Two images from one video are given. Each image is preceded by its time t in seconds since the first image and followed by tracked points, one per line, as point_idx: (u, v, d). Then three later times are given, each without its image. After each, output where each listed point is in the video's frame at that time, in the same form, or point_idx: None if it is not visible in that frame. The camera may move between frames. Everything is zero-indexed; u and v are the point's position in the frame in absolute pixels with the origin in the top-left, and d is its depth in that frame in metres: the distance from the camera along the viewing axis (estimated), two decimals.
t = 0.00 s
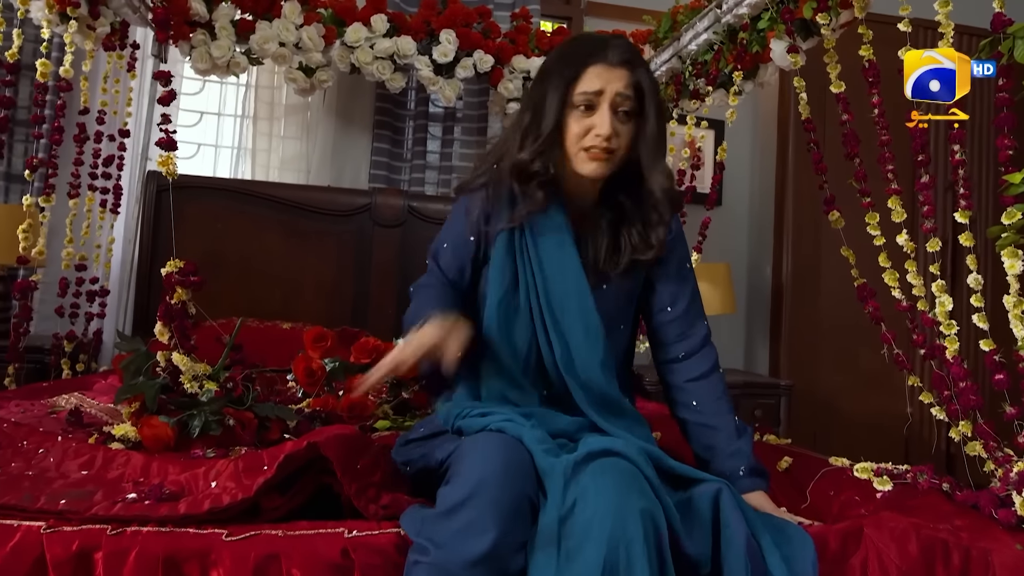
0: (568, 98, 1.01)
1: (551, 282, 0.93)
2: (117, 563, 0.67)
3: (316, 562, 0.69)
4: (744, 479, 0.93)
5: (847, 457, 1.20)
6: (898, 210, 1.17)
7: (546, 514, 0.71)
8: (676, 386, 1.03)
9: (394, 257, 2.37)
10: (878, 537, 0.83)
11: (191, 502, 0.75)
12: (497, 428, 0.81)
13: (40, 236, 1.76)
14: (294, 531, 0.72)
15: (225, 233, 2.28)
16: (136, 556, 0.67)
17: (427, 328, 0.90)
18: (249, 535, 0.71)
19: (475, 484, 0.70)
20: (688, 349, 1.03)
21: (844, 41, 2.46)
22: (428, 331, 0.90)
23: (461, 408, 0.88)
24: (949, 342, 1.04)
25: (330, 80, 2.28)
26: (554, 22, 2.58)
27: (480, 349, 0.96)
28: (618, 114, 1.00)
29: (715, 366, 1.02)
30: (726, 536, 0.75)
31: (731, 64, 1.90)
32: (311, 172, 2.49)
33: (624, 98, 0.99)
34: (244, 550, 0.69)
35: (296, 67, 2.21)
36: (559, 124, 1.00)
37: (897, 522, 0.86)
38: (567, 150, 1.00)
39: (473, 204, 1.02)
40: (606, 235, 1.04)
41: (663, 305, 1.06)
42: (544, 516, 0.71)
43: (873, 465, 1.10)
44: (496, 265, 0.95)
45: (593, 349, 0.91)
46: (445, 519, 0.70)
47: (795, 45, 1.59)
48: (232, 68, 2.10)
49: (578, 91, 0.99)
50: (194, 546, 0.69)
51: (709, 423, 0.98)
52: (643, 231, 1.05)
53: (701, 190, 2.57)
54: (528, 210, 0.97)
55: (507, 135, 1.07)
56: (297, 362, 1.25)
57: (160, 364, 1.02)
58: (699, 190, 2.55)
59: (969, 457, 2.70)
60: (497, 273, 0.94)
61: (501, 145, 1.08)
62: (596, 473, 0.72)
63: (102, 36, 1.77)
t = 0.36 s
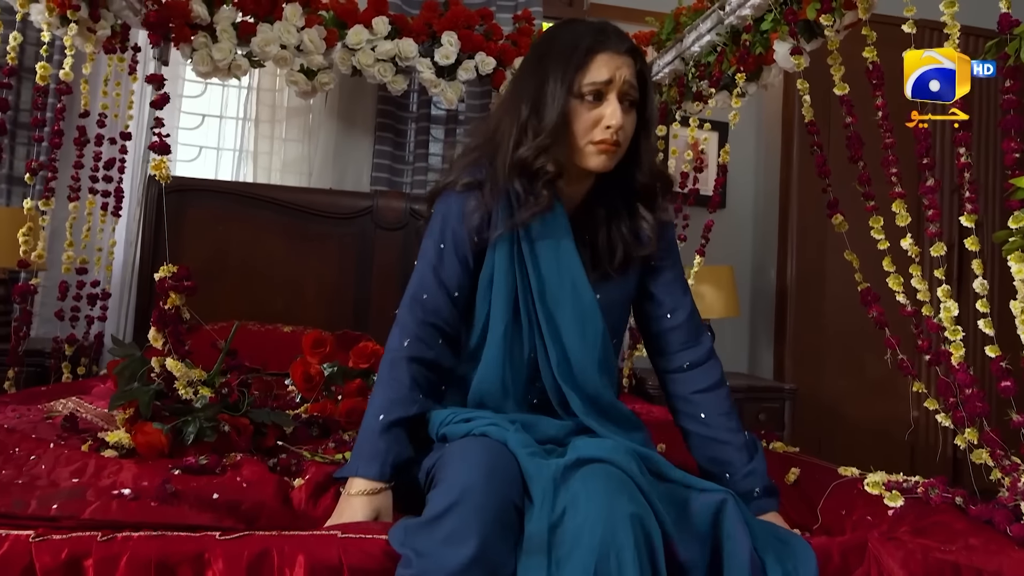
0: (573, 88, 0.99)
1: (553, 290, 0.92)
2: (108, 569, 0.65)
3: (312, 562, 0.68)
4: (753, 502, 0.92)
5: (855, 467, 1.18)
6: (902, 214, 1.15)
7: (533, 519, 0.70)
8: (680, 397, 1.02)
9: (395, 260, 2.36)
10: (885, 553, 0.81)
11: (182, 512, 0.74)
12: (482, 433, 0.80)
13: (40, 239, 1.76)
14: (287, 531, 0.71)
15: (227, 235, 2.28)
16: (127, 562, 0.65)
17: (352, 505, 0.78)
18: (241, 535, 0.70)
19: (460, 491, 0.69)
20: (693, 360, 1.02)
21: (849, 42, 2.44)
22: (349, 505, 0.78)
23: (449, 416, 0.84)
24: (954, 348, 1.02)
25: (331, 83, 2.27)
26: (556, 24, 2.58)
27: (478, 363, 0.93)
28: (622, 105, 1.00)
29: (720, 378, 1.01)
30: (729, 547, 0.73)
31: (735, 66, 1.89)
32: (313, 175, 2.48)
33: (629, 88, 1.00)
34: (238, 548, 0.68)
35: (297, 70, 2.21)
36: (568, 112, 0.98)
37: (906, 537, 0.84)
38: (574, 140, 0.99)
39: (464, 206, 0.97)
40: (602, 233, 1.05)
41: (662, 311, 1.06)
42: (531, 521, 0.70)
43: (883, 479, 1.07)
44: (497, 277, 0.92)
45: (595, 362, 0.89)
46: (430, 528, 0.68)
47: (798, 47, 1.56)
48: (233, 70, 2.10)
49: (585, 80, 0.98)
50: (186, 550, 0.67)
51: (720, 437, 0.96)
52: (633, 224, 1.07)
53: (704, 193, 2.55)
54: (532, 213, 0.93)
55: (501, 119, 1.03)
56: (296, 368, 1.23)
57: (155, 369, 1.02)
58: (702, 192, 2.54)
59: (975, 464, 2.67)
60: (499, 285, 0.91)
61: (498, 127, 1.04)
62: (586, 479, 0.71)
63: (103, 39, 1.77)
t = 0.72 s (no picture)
0: (554, 83, 0.97)
1: (549, 295, 0.90)
2: None
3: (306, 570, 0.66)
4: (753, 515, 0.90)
5: (861, 478, 1.16)
6: (908, 220, 1.13)
7: (535, 537, 0.69)
8: (686, 402, 1.00)
9: (397, 263, 2.35)
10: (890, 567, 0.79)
11: (175, 525, 0.73)
12: (483, 447, 0.78)
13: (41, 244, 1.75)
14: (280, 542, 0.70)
15: (229, 240, 2.27)
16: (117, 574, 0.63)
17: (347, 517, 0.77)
18: (233, 546, 0.68)
19: (465, 508, 0.67)
20: (698, 364, 1.01)
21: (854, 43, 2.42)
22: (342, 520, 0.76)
23: (448, 429, 0.83)
24: (961, 357, 1.00)
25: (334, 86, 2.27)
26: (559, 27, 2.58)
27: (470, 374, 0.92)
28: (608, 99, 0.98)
29: (728, 383, 1.00)
30: (729, 559, 0.71)
31: (738, 69, 1.88)
32: (315, 178, 2.48)
33: (615, 80, 0.98)
34: (231, 557, 0.67)
35: (299, 73, 2.20)
36: (550, 108, 0.96)
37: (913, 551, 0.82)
38: (559, 138, 0.97)
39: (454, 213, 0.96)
40: (598, 236, 1.04)
41: (664, 316, 1.05)
42: (534, 540, 0.69)
43: (889, 489, 1.05)
44: (486, 281, 0.92)
45: (595, 366, 0.87)
46: (434, 544, 0.66)
47: (802, 50, 1.54)
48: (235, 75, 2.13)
49: (568, 74, 0.97)
50: (178, 560, 0.65)
51: (728, 443, 0.95)
52: (626, 223, 1.03)
53: (708, 197, 2.53)
54: (518, 209, 0.92)
55: (489, 122, 1.03)
56: (294, 374, 1.21)
57: (150, 379, 1.00)
58: (705, 196, 2.52)
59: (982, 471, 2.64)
60: (491, 290, 0.91)
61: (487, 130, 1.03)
62: (592, 498, 0.70)
63: (104, 43, 1.76)
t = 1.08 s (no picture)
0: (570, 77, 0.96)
1: (552, 274, 0.88)
2: None
3: None
4: (771, 478, 0.90)
5: (863, 489, 1.15)
6: (910, 229, 1.12)
7: (525, 567, 0.68)
8: (697, 376, 1.00)
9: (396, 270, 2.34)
10: None
11: (162, 541, 0.72)
12: (472, 467, 0.77)
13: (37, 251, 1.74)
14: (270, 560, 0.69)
15: (225, 244, 2.27)
16: None
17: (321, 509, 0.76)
18: (222, 564, 0.67)
19: (452, 534, 0.66)
20: (708, 338, 1.02)
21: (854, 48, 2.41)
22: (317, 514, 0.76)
23: (439, 444, 0.83)
24: (964, 368, 0.99)
25: (332, 91, 2.26)
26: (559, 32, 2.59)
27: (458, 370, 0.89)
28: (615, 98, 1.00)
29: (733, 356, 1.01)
30: None
31: (738, 75, 1.87)
32: (313, 183, 2.46)
33: (620, 81, 1.00)
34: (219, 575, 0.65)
35: (297, 79, 2.19)
36: (565, 102, 0.95)
37: (915, 567, 0.81)
38: (571, 132, 0.96)
39: (444, 203, 0.95)
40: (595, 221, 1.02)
41: (669, 300, 1.05)
42: (524, 569, 0.68)
43: (893, 502, 1.05)
44: (484, 258, 0.90)
45: (600, 346, 0.85)
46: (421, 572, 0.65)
47: (802, 56, 1.53)
48: (233, 79, 2.09)
49: (584, 71, 0.96)
50: None
51: (740, 409, 0.96)
52: (622, 209, 1.03)
53: (709, 202, 2.52)
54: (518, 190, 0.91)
55: (486, 111, 1.01)
56: (289, 384, 1.21)
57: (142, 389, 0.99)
58: (705, 202, 2.51)
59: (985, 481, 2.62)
60: (489, 275, 0.88)
61: (483, 119, 1.01)
62: (585, 531, 0.69)
63: (101, 49, 1.74)
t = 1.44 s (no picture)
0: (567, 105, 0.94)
1: (544, 296, 0.89)
2: None
3: None
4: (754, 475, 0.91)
5: (861, 501, 1.14)
6: (911, 238, 1.11)
7: None
8: (663, 396, 1.00)
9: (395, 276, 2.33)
10: None
11: (147, 559, 0.70)
12: (470, 485, 0.75)
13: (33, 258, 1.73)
14: None
15: (224, 251, 2.26)
16: None
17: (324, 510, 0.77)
18: None
19: (445, 555, 0.65)
20: (666, 360, 1.02)
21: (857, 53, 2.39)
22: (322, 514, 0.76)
23: (437, 457, 0.81)
24: (967, 380, 0.97)
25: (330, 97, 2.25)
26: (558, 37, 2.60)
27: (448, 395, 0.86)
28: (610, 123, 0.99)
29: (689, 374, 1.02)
30: None
31: (737, 81, 1.86)
32: (312, 189, 2.46)
33: (614, 108, 0.99)
34: None
35: (295, 84, 2.18)
36: (565, 127, 0.93)
37: None
38: (568, 160, 0.95)
39: (445, 223, 0.94)
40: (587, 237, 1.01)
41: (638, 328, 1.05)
42: None
43: (889, 516, 1.06)
44: (479, 281, 0.88)
45: (589, 367, 0.86)
46: None
47: (802, 62, 1.52)
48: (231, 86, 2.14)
49: (580, 99, 0.94)
50: None
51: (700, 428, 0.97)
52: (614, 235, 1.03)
53: (708, 208, 2.51)
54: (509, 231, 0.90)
55: (483, 134, 0.98)
56: (283, 397, 1.18)
57: (133, 401, 0.98)
58: (705, 208, 2.50)
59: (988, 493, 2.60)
60: (480, 297, 0.87)
61: (480, 142, 0.98)
62: (583, 552, 0.67)
63: (97, 55, 1.74)
